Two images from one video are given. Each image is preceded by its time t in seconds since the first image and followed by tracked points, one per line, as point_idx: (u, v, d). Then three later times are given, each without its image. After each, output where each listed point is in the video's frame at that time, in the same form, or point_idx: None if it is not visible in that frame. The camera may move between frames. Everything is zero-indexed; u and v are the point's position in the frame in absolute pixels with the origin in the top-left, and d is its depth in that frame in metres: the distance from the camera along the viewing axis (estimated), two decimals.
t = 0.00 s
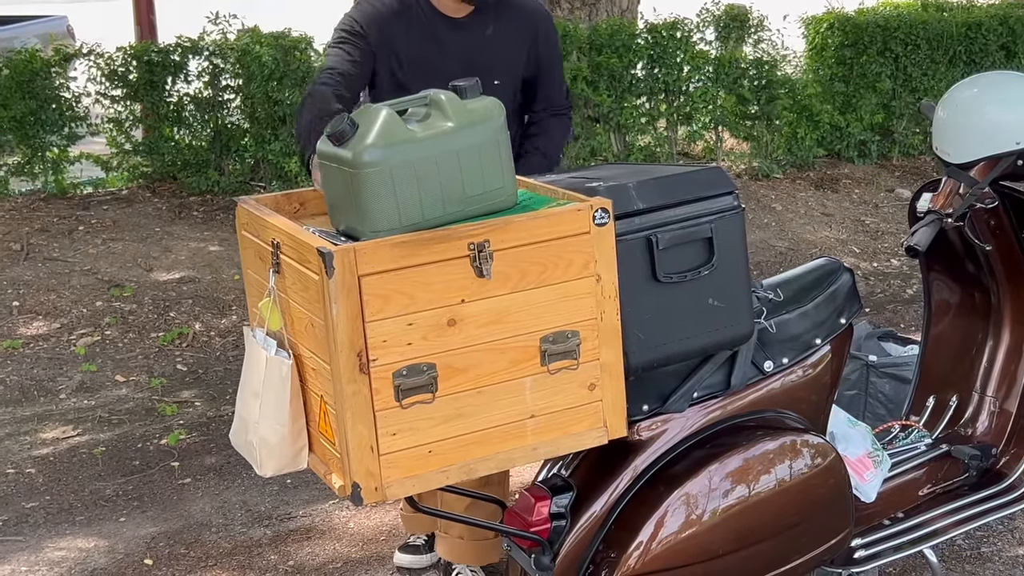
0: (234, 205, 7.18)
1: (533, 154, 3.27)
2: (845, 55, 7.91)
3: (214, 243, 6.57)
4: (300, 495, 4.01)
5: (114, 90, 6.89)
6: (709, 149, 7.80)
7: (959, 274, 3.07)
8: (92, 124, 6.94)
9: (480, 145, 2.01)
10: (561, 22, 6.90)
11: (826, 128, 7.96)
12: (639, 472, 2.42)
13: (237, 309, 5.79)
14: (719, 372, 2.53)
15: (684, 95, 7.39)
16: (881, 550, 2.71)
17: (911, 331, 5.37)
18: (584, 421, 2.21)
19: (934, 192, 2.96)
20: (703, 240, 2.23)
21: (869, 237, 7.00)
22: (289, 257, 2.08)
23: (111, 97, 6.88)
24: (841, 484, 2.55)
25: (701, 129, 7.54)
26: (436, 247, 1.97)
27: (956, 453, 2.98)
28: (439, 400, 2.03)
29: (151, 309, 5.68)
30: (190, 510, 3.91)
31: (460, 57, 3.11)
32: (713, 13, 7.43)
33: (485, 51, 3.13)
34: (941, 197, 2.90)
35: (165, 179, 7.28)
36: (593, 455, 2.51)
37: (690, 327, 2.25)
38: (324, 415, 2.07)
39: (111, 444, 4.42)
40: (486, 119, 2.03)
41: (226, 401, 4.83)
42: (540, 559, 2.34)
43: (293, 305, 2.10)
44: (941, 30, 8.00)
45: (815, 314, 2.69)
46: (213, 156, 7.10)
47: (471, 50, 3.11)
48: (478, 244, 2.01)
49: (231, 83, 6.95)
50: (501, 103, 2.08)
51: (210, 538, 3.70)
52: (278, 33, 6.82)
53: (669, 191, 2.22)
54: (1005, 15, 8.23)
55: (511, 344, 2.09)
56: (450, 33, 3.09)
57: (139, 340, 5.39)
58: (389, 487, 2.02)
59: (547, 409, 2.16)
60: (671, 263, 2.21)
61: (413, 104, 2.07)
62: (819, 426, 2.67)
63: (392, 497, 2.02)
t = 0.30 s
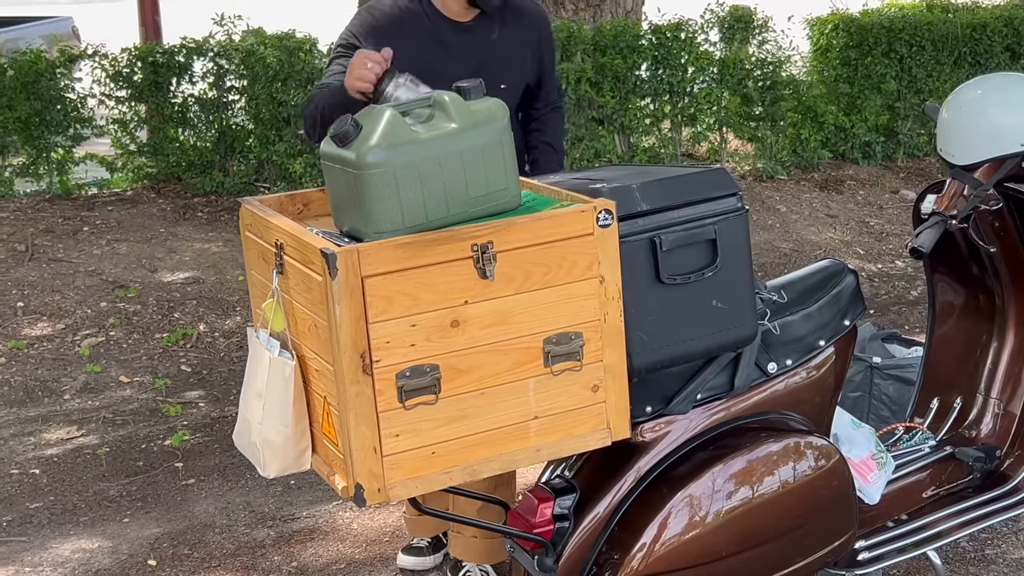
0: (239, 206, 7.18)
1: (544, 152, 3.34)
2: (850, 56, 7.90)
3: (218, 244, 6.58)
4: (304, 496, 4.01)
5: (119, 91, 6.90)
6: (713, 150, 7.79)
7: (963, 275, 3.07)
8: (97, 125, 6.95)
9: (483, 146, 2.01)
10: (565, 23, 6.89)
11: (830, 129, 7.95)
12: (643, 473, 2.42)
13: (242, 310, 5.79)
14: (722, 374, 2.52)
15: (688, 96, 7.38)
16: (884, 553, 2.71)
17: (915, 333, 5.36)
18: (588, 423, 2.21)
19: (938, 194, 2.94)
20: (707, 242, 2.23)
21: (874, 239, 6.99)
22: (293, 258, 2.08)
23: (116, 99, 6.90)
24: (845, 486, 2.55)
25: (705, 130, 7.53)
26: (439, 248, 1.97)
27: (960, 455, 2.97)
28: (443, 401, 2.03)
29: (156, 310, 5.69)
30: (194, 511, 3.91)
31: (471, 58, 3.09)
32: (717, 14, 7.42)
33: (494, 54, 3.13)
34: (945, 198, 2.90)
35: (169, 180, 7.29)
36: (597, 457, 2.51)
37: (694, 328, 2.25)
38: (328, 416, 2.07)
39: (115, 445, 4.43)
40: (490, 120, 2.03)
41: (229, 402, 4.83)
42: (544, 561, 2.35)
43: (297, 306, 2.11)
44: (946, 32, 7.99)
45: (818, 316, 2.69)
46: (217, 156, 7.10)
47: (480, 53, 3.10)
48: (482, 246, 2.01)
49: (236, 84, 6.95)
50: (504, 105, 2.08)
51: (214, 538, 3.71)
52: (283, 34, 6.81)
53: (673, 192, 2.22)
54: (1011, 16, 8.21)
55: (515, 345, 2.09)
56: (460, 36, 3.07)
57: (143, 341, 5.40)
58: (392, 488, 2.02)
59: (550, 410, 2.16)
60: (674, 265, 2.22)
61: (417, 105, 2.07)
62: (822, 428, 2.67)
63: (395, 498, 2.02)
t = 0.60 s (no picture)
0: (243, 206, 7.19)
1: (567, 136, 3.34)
2: (854, 58, 7.90)
3: (222, 245, 6.59)
4: (308, 497, 4.01)
5: (123, 93, 6.91)
6: (718, 151, 7.79)
7: (967, 276, 3.07)
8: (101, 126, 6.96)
9: (486, 148, 2.01)
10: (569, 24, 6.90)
11: (834, 130, 7.95)
12: (646, 475, 2.42)
13: (246, 312, 5.80)
14: (726, 376, 2.52)
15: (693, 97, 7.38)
16: (888, 555, 2.71)
17: (919, 334, 5.35)
18: (591, 424, 2.21)
19: (942, 196, 2.92)
20: (710, 243, 2.23)
21: (878, 240, 6.98)
22: (296, 259, 2.09)
23: (121, 100, 6.92)
24: (849, 488, 2.54)
25: (709, 131, 7.53)
26: (443, 249, 1.97)
27: (964, 457, 2.96)
28: (446, 403, 2.03)
29: (160, 311, 5.69)
30: (198, 512, 3.91)
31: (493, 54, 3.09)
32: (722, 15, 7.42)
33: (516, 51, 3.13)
34: (950, 199, 2.84)
35: (174, 181, 7.30)
36: (600, 458, 2.51)
37: (697, 330, 2.25)
38: (331, 418, 2.07)
39: (119, 446, 4.43)
40: (493, 122, 2.03)
41: (233, 403, 4.84)
42: (547, 562, 2.35)
43: (300, 307, 2.11)
44: (950, 33, 7.98)
45: (822, 317, 2.68)
46: (222, 157, 7.12)
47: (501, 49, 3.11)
48: (485, 247, 2.01)
49: (240, 85, 6.96)
50: (507, 107, 2.08)
51: (218, 540, 3.71)
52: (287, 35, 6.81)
53: (677, 194, 2.22)
54: (1015, 18, 8.20)
55: (519, 347, 2.09)
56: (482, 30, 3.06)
57: (147, 342, 5.40)
58: (395, 490, 2.03)
59: (553, 412, 2.16)
60: (677, 266, 2.21)
61: (420, 107, 2.07)
62: (826, 430, 2.67)
63: (398, 499, 2.02)
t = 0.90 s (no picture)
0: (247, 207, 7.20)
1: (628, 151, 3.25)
2: (858, 58, 7.89)
3: (226, 246, 6.59)
4: (311, 497, 4.02)
5: (127, 93, 6.92)
6: (722, 152, 7.79)
7: (971, 277, 3.07)
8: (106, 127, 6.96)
9: (489, 148, 2.01)
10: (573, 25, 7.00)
11: (839, 131, 7.94)
12: (650, 475, 2.42)
13: (249, 312, 5.80)
14: (729, 376, 2.51)
15: (697, 98, 7.37)
16: (891, 555, 2.71)
17: (924, 335, 5.34)
18: (594, 425, 2.20)
19: (946, 196, 2.91)
20: (714, 244, 2.23)
21: (882, 240, 6.97)
22: (299, 260, 2.09)
23: (125, 101, 6.92)
24: (852, 489, 2.54)
25: (713, 132, 7.53)
26: (446, 249, 1.97)
27: (968, 458, 2.95)
28: (449, 403, 2.03)
29: (164, 312, 5.70)
30: (201, 512, 3.92)
31: (588, 81, 2.95)
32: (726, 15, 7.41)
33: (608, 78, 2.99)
34: (954, 200, 2.84)
35: (178, 182, 7.31)
36: (603, 459, 2.51)
37: (700, 331, 2.25)
38: (334, 418, 2.08)
39: (123, 446, 4.44)
40: (496, 122, 2.03)
41: (237, 404, 4.84)
42: (551, 563, 2.36)
43: (303, 308, 2.11)
44: (955, 33, 7.97)
45: (825, 318, 2.68)
46: (225, 158, 7.12)
47: (596, 78, 2.96)
48: (488, 248, 2.02)
49: (244, 85, 6.96)
50: (510, 107, 2.08)
51: (221, 540, 3.71)
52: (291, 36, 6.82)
53: (680, 194, 2.22)
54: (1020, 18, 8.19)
55: (522, 347, 2.09)
56: (583, 61, 2.91)
57: (151, 342, 5.41)
58: (398, 490, 2.03)
59: (556, 412, 2.15)
60: (681, 267, 2.21)
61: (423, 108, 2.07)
62: (829, 430, 2.66)
63: (401, 500, 2.02)
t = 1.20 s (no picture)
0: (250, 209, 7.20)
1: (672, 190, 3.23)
2: (862, 59, 7.88)
3: (230, 247, 6.60)
4: (315, 498, 4.02)
5: (131, 95, 6.93)
6: (725, 153, 7.81)
7: (976, 279, 3.06)
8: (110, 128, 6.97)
9: (493, 149, 2.01)
10: (576, 26, 7.01)
11: (843, 131, 7.94)
12: (653, 476, 2.41)
13: (253, 313, 5.81)
14: (734, 378, 2.51)
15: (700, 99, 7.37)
16: (896, 557, 2.70)
17: (927, 336, 5.34)
18: (597, 426, 2.20)
19: (950, 197, 2.90)
20: (717, 245, 2.23)
21: (886, 241, 6.97)
22: (303, 261, 2.09)
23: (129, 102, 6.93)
24: (855, 491, 2.54)
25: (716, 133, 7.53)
26: (449, 251, 1.98)
27: (972, 459, 2.94)
28: (452, 405, 2.03)
29: (168, 313, 5.71)
30: (205, 513, 3.92)
31: (675, 118, 2.93)
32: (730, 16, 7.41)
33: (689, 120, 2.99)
34: (957, 202, 2.85)
35: (182, 183, 7.32)
36: (606, 460, 2.51)
37: (704, 332, 2.25)
38: (338, 419, 2.08)
39: (127, 447, 4.45)
40: (499, 123, 2.03)
41: (241, 405, 4.84)
42: (554, 564, 2.35)
43: (307, 310, 2.11)
44: (959, 34, 7.95)
45: (829, 319, 2.67)
46: (229, 159, 7.13)
47: (681, 117, 2.94)
48: (491, 249, 2.02)
49: (248, 87, 6.96)
50: (514, 108, 2.08)
51: (225, 541, 3.72)
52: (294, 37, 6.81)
53: (683, 195, 2.22)
54: None
55: (525, 349, 2.09)
56: (677, 99, 2.88)
57: (155, 344, 5.41)
58: (401, 492, 2.03)
59: (560, 413, 2.15)
60: (685, 268, 2.21)
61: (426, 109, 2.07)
62: (832, 431, 2.66)
63: (405, 501, 2.02)
